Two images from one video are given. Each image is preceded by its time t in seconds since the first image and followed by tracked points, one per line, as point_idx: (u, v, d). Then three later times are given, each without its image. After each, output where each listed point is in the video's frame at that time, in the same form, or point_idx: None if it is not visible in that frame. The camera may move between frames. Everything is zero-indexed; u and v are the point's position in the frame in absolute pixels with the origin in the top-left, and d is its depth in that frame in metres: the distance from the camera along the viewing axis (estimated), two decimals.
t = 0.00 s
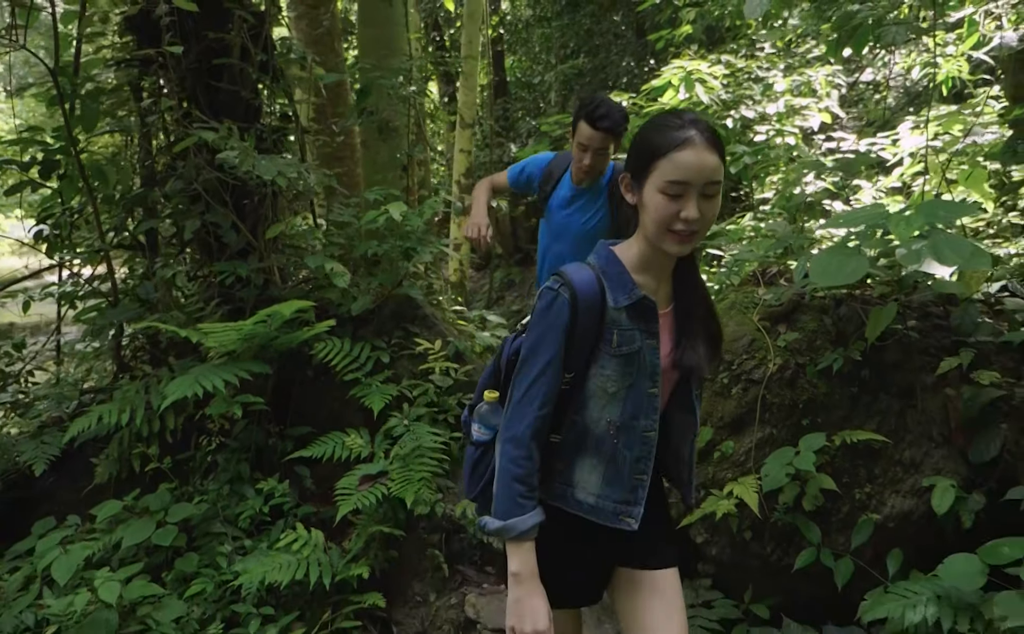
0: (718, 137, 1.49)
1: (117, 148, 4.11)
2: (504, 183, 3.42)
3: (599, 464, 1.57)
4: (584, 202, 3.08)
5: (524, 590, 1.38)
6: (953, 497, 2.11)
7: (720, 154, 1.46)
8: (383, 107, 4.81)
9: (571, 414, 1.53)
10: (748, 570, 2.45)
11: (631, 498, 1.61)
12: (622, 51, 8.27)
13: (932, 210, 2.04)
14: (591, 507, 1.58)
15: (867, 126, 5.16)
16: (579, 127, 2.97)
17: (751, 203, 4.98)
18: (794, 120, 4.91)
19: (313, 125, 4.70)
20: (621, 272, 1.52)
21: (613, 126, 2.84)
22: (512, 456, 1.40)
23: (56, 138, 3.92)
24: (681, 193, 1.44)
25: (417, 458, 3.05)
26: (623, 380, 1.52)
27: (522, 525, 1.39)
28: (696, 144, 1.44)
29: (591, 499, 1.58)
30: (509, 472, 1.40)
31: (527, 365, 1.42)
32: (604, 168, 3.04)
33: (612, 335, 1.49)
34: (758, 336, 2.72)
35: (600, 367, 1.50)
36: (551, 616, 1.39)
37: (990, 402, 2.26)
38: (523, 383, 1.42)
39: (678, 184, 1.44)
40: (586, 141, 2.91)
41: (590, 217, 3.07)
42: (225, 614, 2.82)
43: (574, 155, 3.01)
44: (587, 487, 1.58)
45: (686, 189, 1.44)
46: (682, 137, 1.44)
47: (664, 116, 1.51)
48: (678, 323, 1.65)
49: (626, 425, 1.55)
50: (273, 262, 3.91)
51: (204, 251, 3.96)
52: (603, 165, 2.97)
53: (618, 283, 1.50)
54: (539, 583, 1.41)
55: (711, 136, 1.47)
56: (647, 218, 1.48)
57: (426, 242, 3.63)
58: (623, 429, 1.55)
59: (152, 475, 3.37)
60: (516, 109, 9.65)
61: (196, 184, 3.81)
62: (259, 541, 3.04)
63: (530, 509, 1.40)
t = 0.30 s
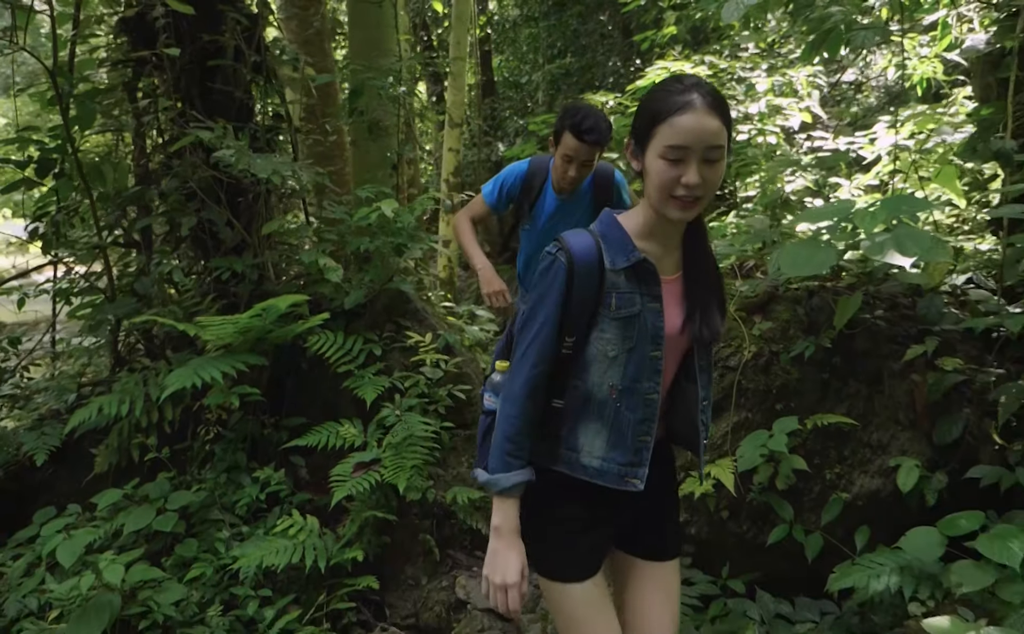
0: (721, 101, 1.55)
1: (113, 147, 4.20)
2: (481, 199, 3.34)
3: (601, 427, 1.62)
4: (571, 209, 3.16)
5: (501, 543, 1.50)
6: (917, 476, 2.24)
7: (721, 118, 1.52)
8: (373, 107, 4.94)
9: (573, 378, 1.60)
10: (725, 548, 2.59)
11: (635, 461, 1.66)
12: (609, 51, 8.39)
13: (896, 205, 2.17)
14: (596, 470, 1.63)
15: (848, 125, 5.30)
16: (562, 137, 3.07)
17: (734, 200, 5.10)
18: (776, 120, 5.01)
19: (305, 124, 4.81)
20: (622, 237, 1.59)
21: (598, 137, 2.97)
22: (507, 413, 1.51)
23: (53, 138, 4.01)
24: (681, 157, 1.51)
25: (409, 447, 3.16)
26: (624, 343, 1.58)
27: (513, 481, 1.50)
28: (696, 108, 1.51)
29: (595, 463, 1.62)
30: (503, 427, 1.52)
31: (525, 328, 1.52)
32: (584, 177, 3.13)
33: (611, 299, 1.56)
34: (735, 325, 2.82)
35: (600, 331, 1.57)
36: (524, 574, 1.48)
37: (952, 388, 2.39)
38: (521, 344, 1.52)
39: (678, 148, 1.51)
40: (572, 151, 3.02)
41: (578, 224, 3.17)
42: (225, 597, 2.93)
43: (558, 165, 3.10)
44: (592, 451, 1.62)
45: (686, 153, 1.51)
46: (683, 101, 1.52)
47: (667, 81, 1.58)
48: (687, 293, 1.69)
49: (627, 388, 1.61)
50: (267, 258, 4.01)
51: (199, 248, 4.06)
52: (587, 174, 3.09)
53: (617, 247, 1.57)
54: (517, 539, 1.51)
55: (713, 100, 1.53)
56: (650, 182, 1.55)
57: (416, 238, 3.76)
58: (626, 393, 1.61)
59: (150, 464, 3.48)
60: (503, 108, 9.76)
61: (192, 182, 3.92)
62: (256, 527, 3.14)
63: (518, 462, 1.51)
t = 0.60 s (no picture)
0: (713, 76, 1.60)
1: (110, 147, 4.32)
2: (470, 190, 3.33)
3: (597, 402, 1.68)
4: (562, 194, 3.25)
5: (470, 501, 1.62)
6: (879, 455, 2.38)
7: (712, 94, 1.57)
8: (364, 107, 5.05)
9: (569, 353, 1.67)
10: (700, 525, 2.75)
11: (631, 433, 1.72)
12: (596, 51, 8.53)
13: (857, 200, 2.31)
14: (593, 444, 1.69)
15: (827, 124, 5.44)
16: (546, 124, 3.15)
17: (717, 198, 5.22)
18: (757, 120, 5.13)
19: (297, 124, 4.93)
20: (615, 214, 1.66)
21: (583, 120, 3.05)
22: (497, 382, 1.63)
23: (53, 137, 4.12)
24: (673, 134, 1.56)
25: (401, 434, 3.29)
26: (617, 319, 1.65)
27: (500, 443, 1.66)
28: (687, 85, 1.55)
29: (591, 436, 1.68)
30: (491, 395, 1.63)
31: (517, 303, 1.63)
32: (571, 163, 3.23)
33: (603, 275, 1.63)
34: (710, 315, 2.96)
35: (594, 307, 1.64)
36: (484, 531, 1.60)
37: (914, 372, 2.53)
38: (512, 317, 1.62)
39: (670, 125, 1.56)
40: (558, 137, 3.10)
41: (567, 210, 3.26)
42: (225, 579, 3.05)
43: (546, 150, 3.18)
44: (587, 425, 1.68)
45: (677, 130, 1.56)
46: (673, 78, 1.57)
47: (660, 57, 1.62)
48: (686, 270, 1.74)
49: (622, 363, 1.67)
50: (261, 254, 4.13)
51: (196, 244, 4.17)
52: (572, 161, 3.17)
53: (609, 223, 1.65)
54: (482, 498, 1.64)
55: (704, 76, 1.58)
56: (644, 159, 1.60)
57: (406, 234, 3.90)
58: (620, 368, 1.68)
59: (150, 452, 3.61)
60: (492, 107, 9.89)
61: (188, 180, 4.03)
62: (253, 513, 3.27)
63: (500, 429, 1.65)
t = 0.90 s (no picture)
0: (706, 88, 1.60)
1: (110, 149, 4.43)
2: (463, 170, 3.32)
3: (599, 419, 1.68)
4: (556, 178, 3.23)
5: (452, 504, 1.64)
6: (849, 440, 2.52)
7: (704, 106, 1.58)
8: (358, 109, 5.14)
9: (569, 371, 1.67)
10: (681, 507, 2.89)
11: (637, 449, 1.70)
12: (585, 52, 8.67)
13: (826, 199, 2.47)
14: (598, 462, 1.67)
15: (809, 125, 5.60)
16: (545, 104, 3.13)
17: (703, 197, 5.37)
18: (742, 121, 5.17)
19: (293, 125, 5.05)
20: (609, 230, 1.67)
21: (582, 99, 3.04)
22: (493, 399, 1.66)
23: (53, 138, 4.23)
24: (665, 148, 1.57)
25: (396, 425, 3.42)
26: (614, 335, 1.65)
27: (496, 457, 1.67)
28: (677, 99, 1.56)
29: (597, 454, 1.67)
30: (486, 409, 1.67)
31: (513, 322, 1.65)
32: (567, 147, 3.24)
33: (598, 290, 1.64)
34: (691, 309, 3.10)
35: (590, 323, 1.65)
36: (459, 537, 1.63)
37: (882, 361, 2.68)
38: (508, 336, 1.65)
39: (661, 139, 1.57)
40: (557, 117, 3.08)
41: (561, 194, 3.26)
42: (227, 563, 3.17)
43: (544, 130, 3.15)
44: (592, 444, 1.67)
45: (669, 143, 1.57)
46: (664, 93, 1.58)
47: (652, 70, 1.64)
48: (683, 283, 1.75)
49: (623, 378, 1.67)
50: (259, 252, 4.26)
51: (195, 242, 4.30)
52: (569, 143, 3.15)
53: (603, 239, 1.66)
54: (463, 513, 1.66)
55: (697, 89, 1.59)
56: (636, 173, 1.62)
57: (400, 232, 4.03)
58: (622, 383, 1.67)
59: (152, 444, 3.73)
60: (483, 108, 10.03)
61: (187, 180, 4.15)
62: (253, 501, 3.39)
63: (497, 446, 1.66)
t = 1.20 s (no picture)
0: (694, 104, 1.61)
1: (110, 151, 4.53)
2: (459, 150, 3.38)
3: (595, 450, 1.67)
4: (551, 167, 3.31)
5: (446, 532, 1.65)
6: (825, 430, 2.66)
7: (692, 121, 1.58)
8: (353, 112, 5.29)
9: (564, 400, 1.66)
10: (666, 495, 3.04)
11: (636, 480, 1.69)
12: (575, 54, 8.83)
13: (800, 202, 2.64)
14: (597, 496, 1.68)
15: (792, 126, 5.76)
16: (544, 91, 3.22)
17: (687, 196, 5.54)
18: (727, 124, 5.22)
19: (290, 127, 5.17)
20: (603, 254, 1.66)
21: (581, 86, 3.13)
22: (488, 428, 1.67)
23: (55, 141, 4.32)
24: (654, 165, 1.58)
25: (392, 419, 3.55)
26: (608, 362, 1.63)
27: (493, 486, 1.66)
28: (665, 115, 1.57)
29: (593, 487, 1.67)
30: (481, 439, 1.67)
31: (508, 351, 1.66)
32: (563, 138, 3.33)
33: (590, 317, 1.63)
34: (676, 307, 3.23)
35: (584, 351, 1.63)
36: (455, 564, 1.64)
37: (855, 355, 2.82)
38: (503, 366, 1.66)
39: (650, 156, 1.58)
40: (556, 102, 3.16)
41: (556, 182, 3.32)
42: (231, 552, 3.29)
43: (542, 118, 3.24)
44: (589, 477, 1.67)
45: (658, 158, 1.57)
46: (651, 108, 1.58)
47: (640, 89, 1.65)
48: (681, 307, 1.70)
49: (617, 408, 1.65)
50: (258, 252, 4.38)
51: (195, 243, 4.41)
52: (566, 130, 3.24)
53: (596, 264, 1.64)
54: (456, 534, 1.66)
55: (684, 104, 1.59)
56: (627, 193, 1.62)
57: (395, 233, 4.15)
58: (617, 412, 1.65)
59: (155, 438, 3.85)
60: (474, 108, 10.15)
61: (188, 183, 4.26)
62: (255, 493, 3.51)
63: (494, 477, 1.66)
